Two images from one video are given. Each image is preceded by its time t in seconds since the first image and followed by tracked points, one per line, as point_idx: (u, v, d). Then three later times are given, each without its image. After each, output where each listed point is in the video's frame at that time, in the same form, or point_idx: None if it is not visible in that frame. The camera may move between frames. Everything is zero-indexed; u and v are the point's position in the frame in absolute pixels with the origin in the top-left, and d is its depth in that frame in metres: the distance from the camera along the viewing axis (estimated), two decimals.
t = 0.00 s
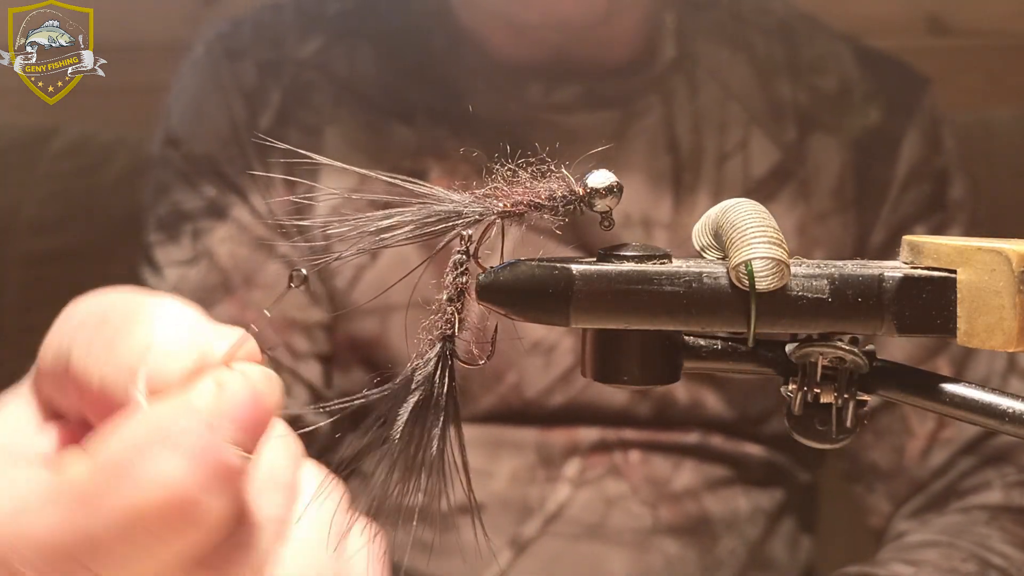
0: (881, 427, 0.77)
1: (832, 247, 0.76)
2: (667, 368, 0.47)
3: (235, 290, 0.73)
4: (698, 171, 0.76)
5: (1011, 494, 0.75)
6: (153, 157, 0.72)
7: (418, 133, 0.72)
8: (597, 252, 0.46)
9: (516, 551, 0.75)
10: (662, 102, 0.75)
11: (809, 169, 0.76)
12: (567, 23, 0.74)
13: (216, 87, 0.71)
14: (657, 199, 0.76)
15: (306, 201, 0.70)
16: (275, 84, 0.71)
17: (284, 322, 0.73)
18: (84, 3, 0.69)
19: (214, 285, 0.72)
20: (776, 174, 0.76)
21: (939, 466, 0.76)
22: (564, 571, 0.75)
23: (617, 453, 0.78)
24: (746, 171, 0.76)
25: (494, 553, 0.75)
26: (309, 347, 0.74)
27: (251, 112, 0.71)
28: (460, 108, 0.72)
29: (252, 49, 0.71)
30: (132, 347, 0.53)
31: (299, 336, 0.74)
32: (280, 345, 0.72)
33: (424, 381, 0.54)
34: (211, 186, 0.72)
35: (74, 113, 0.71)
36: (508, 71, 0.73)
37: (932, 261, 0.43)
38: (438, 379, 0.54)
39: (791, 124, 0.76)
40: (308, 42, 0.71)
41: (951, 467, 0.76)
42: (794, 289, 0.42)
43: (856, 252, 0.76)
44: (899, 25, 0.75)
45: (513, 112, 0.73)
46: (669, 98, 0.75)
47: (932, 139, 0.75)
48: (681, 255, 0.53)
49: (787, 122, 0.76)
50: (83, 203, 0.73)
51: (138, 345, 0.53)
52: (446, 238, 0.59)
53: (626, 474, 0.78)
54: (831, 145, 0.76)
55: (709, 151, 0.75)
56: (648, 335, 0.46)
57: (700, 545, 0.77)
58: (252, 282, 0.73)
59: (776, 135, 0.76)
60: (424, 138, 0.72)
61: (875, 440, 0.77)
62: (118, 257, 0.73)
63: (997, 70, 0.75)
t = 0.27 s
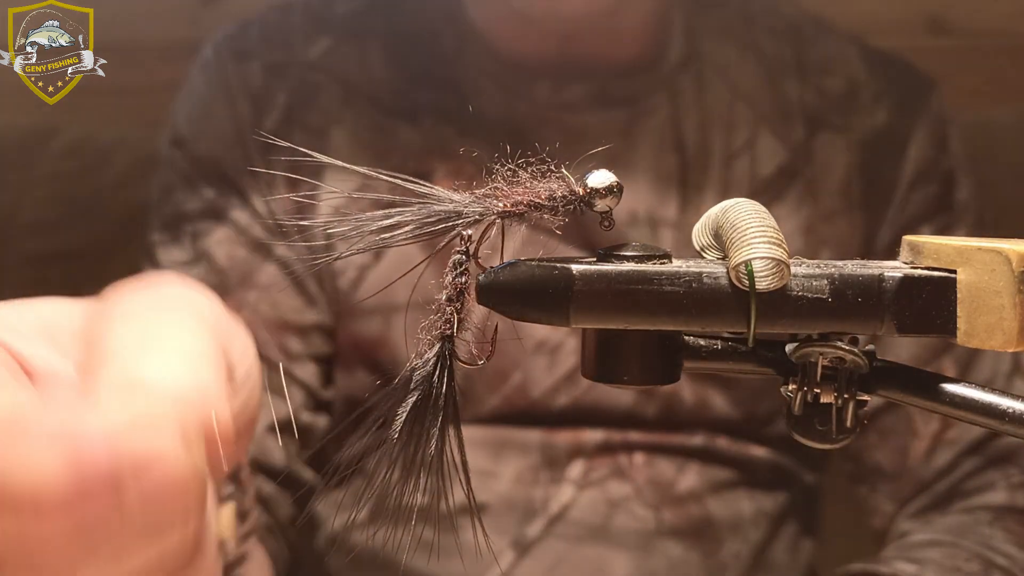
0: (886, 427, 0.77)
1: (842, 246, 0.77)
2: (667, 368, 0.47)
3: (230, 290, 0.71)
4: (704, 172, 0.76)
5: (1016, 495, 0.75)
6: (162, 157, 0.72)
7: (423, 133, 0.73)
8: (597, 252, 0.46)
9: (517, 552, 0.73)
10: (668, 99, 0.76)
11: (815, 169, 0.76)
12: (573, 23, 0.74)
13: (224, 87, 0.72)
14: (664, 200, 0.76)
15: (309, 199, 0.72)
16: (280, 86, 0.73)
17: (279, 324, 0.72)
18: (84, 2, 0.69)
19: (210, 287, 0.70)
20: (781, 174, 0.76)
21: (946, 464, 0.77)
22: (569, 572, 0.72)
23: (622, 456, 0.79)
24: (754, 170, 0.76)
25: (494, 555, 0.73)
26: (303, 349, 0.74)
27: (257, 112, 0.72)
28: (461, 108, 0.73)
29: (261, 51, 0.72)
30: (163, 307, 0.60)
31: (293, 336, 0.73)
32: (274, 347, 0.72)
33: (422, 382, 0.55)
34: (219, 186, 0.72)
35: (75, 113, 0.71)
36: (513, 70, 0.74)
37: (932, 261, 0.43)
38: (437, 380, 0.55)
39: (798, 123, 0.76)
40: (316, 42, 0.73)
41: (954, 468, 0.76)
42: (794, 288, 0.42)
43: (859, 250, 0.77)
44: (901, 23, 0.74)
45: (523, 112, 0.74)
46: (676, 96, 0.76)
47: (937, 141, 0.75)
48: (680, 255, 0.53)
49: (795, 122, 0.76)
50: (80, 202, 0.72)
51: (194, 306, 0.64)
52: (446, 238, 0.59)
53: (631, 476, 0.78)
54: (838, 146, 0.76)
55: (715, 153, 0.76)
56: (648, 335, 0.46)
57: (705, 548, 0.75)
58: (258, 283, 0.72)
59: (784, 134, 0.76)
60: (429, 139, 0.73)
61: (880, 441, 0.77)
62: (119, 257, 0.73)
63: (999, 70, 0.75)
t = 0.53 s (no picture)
0: (890, 428, 0.77)
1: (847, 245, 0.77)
2: (668, 368, 0.47)
3: (229, 295, 0.75)
4: (710, 169, 0.76)
5: (1018, 495, 0.74)
6: (167, 160, 0.72)
7: (426, 134, 0.73)
8: (598, 252, 0.46)
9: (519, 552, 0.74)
10: (674, 100, 0.76)
11: (820, 169, 0.77)
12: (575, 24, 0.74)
13: (229, 88, 0.72)
14: (669, 199, 0.76)
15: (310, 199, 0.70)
16: (286, 86, 0.74)
17: (276, 326, 0.77)
18: (84, 3, 0.68)
19: (210, 290, 0.75)
20: (787, 172, 0.76)
21: (948, 465, 0.76)
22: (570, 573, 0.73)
23: (625, 457, 0.78)
24: (758, 170, 0.76)
25: (494, 555, 0.74)
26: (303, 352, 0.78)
27: (261, 114, 0.73)
28: (461, 107, 0.73)
29: (264, 53, 0.73)
30: (145, 482, 0.65)
31: (291, 340, 0.78)
32: (272, 349, 0.77)
33: (423, 382, 0.54)
34: (215, 188, 0.73)
35: (74, 113, 0.71)
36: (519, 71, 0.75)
37: (932, 262, 0.44)
38: (437, 380, 0.54)
39: (804, 124, 0.76)
40: (321, 44, 0.74)
41: (957, 468, 0.76)
42: (794, 288, 0.42)
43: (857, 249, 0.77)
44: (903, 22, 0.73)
45: (527, 112, 0.74)
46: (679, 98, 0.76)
47: (940, 142, 0.75)
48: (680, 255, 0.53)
49: (800, 122, 0.76)
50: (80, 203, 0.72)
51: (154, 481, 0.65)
52: (446, 238, 0.59)
53: (633, 477, 0.78)
54: (843, 146, 0.76)
55: (720, 152, 0.76)
56: (648, 335, 0.46)
57: (706, 549, 0.75)
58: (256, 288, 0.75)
59: (790, 133, 0.76)
60: (433, 139, 0.73)
61: (883, 441, 0.77)
62: (121, 258, 0.73)
63: (1003, 68, 0.74)
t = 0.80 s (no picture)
0: (891, 429, 0.77)
1: (848, 246, 0.77)
2: (668, 368, 0.47)
3: (235, 292, 0.73)
4: (711, 171, 0.76)
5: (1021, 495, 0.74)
6: (168, 157, 0.72)
7: (430, 133, 0.72)
8: (597, 252, 0.46)
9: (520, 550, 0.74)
10: (676, 101, 0.75)
11: (820, 171, 0.76)
12: (577, 24, 0.74)
13: (234, 86, 0.72)
14: (672, 199, 0.76)
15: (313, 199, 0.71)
16: (290, 86, 0.72)
17: (282, 325, 0.74)
18: (84, 3, 0.69)
19: (216, 288, 0.73)
20: (789, 172, 0.76)
21: (949, 465, 0.76)
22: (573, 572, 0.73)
23: (626, 456, 0.78)
24: (761, 170, 0.76)
25: (495, 555, 0.74)
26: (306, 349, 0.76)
27: (265, 114, 0.72)
28: (461, 107, 0.72)
29: (269, 52, 0.72)
30: (124, 521, 0.59)
31: (295, 338, 0.75)
32: (278, 348, 0.75)
33: (423, 382, 0.54)
34: (221, 184, 0.72)
35: (74, 113, 0.71)
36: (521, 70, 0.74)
37: (932, 262, 0.44)
38: (438, 380, 0.54)
39: (805, 126, 0.76)
40: (324, 43, 0.73)
41: (959, 469, 0.76)
42: (794, 288, 0.42)
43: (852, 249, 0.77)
44: (900, 24, 0.74)
45: (529, 110, 0.73)
46: (682, 97, 0.75)
47: (942, 142, 0.75)
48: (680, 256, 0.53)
49: (800, 125, 0.75)
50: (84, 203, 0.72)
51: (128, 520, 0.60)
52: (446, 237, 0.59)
53: (634, 475, 0.78)
54: (846, 147, 0.76)
55: (723, 151, 0.75)
56: (648, 335, 0.46)
57: (707, 549, 0.76)
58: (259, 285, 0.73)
59: (792, 134, 0.76)
60: (435, 139, 0.72)
61: (886, 441, 0.77)
62: (122, 257, 0.73)
63: (1004, 73, 0.75)
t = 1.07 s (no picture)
0: (890, 429, 0.77)
1: (846, 245, 0.76)
2: (668, 368, 0.47)
3: (232, 293, 0.73)
4: (711, 170, 0.75)
5: None
6: (166, 160, 0.72)
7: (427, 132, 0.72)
8: (597, 252, 0.46)
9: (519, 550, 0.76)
10: (676, 99, 0.75)
11: (821, 172, 0.75)
12: (577, 23, 0.73)
13: (230, 89, 0.71)
14: (673, 199, 0.75)
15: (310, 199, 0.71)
16: (286, 87, 0.71)
17: (279, 326, 0.73)
18: (85, 3, 0.70)
19: (214, 287, 0.73)
20: (790, 172, 0.75)
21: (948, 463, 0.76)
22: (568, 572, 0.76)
23: (625, 453, 0.77)
24: (761, 170, 0.75)
25: (495, 554, 0.76)
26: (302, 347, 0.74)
27: (263, 114, 0.71)
28: (462, 108, 0.72)
29: (267, 53, 0.71)
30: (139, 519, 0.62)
31: (292, 339, 0.73)
32: (275, 348, 0.73)
33: (423, 382, 0.54)
34: (218, 187, 0.72)
35: (72, 114, 0.71)
36: (520, 67, 0.73)
37: (932, 262, 0.44)
38: (438, 380, 0.54)
39: (805, 126, 0.75)
40: (321, 45, 0.72)
41: (955, 467, 0.76)
42: (794, 288, 0.42)
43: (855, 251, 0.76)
44: (900, 23, 0.74)
45: (529, 109, 0.73)
46: (683, 96, 0.75)
47: (941, 143, 0.75)
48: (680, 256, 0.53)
49: (801, 124, 0.75)
50: (84, 203, 0.73)
51: (135, 519, 0.61)
52: (446, 237, 0.59)
53: (632, 473, 0.77)
54: (846, 149, 0.75)
55: (724, 150, 0.75)
56: (648, 335, 0.46)
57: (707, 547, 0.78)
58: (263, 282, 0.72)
59: (793, 135, 0.75)
60: (435, 139, 0.72)
61: (891, 441, 0.76)
62: (120, 257, 0.73)
63: (1001, 75, 0.75)
